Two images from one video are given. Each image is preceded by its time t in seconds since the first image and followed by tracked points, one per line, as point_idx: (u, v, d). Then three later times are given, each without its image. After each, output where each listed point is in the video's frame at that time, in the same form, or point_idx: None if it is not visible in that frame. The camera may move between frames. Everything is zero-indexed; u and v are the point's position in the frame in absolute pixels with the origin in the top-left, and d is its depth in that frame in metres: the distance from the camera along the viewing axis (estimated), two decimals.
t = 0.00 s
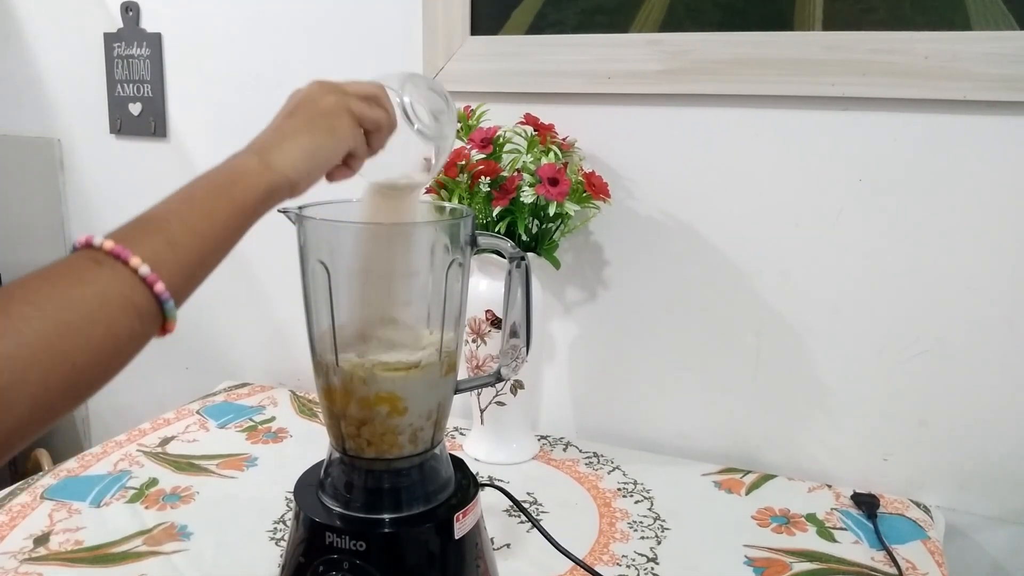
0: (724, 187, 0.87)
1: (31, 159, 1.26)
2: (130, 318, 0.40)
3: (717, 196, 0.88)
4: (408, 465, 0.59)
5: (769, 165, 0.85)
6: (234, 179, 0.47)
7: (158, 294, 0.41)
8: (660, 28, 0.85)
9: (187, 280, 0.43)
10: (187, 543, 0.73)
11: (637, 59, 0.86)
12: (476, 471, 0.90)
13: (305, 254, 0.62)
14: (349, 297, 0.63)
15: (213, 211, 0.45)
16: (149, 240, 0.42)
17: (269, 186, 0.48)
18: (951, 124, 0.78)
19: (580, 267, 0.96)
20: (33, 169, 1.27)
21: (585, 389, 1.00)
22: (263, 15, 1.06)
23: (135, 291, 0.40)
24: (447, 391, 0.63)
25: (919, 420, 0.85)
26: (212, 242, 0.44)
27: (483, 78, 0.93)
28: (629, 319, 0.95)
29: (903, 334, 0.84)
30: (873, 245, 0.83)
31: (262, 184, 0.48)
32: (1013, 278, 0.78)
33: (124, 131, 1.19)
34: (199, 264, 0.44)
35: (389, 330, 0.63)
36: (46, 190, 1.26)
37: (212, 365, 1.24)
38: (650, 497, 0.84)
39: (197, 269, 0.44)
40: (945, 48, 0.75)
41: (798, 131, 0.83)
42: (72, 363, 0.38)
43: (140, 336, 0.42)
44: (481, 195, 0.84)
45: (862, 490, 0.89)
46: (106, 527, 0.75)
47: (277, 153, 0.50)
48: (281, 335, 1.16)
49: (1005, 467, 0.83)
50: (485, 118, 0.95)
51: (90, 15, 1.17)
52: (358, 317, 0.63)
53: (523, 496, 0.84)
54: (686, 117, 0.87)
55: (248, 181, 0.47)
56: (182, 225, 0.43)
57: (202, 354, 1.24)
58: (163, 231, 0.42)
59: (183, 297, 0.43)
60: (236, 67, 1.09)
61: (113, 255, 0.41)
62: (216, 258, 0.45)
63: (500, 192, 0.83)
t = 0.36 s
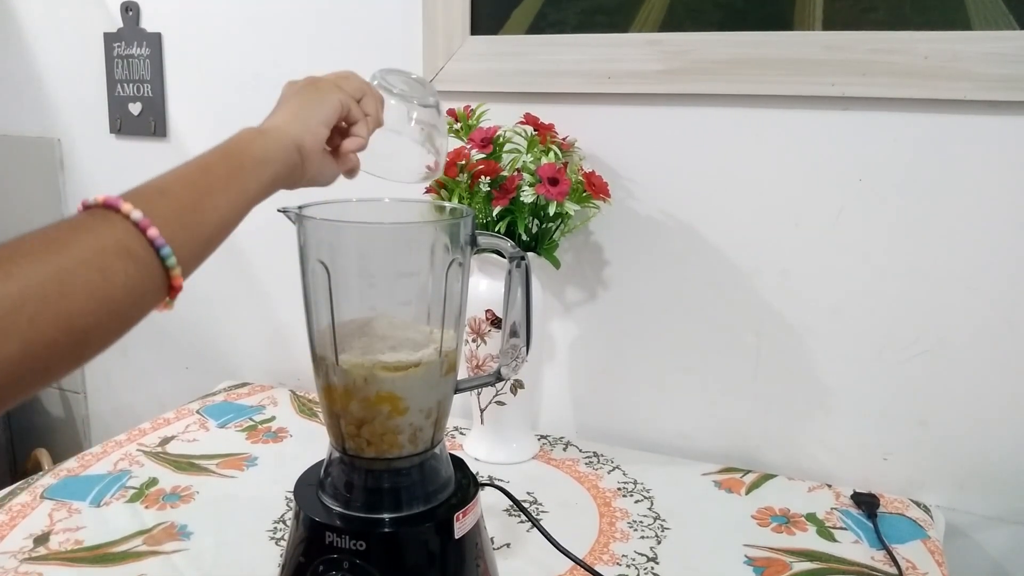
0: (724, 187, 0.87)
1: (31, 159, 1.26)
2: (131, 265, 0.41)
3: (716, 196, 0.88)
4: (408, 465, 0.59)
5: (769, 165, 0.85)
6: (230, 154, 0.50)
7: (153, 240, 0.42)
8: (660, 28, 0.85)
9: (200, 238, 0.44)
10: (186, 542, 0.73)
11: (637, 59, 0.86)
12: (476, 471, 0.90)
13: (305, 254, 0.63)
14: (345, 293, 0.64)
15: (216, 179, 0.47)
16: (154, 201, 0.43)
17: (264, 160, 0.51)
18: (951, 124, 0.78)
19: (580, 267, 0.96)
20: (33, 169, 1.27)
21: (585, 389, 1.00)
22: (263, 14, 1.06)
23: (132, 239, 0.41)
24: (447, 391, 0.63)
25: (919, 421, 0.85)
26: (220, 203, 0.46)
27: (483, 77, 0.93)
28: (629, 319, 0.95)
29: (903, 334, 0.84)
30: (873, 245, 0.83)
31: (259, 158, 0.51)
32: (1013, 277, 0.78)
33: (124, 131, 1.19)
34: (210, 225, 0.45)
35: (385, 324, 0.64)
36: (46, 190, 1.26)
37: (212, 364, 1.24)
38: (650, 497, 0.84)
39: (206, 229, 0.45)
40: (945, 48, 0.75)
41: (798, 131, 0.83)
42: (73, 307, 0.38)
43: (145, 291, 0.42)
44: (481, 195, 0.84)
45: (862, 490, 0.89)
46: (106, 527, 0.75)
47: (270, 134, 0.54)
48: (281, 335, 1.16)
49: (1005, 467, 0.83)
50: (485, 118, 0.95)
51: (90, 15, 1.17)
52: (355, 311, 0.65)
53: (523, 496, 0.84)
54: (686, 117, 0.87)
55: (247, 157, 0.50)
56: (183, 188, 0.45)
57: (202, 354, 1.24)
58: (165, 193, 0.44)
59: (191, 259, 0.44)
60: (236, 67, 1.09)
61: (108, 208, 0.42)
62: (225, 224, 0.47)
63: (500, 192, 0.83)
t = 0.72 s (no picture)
0: (724, 188, 0.87)
1: (31, 159, 1.26)
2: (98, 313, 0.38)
3: (716, 196, 0.88)
4: (408, 465, 0.59)
5: (770, 165, 0.85)
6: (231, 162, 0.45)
7: (122, 317, 0.38)
8: (660, 28, 0.85)
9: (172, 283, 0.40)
10: (187, 542, 0.73)
11: (637, 59, 0.86)
12: (476, 471, 0.90)
13: (305, 253, 0.63)
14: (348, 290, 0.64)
15: (213, 207, 0.42)
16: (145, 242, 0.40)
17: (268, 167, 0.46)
18: (951, 124, 0.78)
19: (580, 267, 0.96)
20: (33, 169, 1.27)
21: (585, 389, 1.00)
22: (263, 14, 1.06)
23: (101, 315, 0.37)
24: (447, 391, 0.63)
25: (919, 421, 0.85)
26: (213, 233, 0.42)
27: (483, 77, 0.93)
28: (629, 320, 0.95)
29: (903, 334, 0.84)
30: (873, 245, 0.83)
31: (269, 166, 0.45)
32: (1013, 277, 0.78)
33: (124, 131, 1.19)
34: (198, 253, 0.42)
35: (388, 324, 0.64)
36: (46, 190, 1.27)
37: (211, 364, 1.24)
38: (650, 497, 0.84)
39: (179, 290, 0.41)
40: (945, 48, 0.75)
41: (798, 131, 0.83)
42: (24, 380, 0.35)
43: (106, 356, 0.39)
44: (480, 195, 0.84)
45: (862, 490, 0.89)
46: (106, 527, 0.75)
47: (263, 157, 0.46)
48: (281, 335, 1.16)
49: (1005, 467, 0.83)
50: (485, 118, 0.95)
51: (90, 15, 1.17)
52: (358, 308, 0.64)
53: (524, 496, 0.84)
54: (686, 117, 0.87)
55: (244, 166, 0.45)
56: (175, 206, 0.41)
57: (202, 354, 1.24)
58: (158, 223, 0.40)
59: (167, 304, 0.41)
60: (236, 67, 1.09)
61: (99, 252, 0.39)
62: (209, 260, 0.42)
63: (500, 192, 0.83)
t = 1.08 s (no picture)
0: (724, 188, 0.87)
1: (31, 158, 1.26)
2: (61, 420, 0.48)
3: (716, 196, 0.88)
4: (408, 465, 0.59)
5: (769, 165, 0.85)
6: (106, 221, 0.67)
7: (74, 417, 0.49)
8: (660, 28, 0.85)
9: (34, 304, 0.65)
10: (187, 542, 0.73)
11: (637, 59, 0.86)
12: (476, 471, 0.90)
13: (305, 253, 0.63)
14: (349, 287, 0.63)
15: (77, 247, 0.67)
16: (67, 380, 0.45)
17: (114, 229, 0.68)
18: (951, 123, 0.78)
19: (580, 267, 0.96)
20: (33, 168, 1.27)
21: (585, 389, 1.00)
22: (263, 14, 1.06)
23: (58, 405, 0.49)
24: (447, 391, 0.63)
25: (919, 421, 0.85)
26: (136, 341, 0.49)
27: (483, 77, 0.93)
28: (629, 320, 0.95)
29: (903, 334, 0.84)
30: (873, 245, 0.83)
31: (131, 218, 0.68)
32: (1013, 278, 0.78)
33: (124, 131, 1.19)
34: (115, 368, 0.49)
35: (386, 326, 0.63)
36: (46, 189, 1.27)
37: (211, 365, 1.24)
38: (650, 497, 0.84)
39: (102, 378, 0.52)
40: (945, 48, 0.75)
41: (797, 131, 0.83)
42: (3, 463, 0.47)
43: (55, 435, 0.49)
44: (480, 195, 0.84)
45: (862, 490, 0.89)
46: (106, 527, 0.75)
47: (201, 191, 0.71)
48: (280, 335, 1.16)
49: (1004, 467, 0.83)
50: (485, 118, 0.95)
51: (90, 15, 1.17)
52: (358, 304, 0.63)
53: (523, 496, 0.84)
54: (686, 117, 0.87)
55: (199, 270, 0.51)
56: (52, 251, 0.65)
57: (201, 355, 1.24)
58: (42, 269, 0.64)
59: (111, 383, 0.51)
60: (235, 67, 1.09)
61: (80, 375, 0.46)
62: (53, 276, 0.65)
63: (500, 192, 0.83)
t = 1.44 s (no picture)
0: (724, 188, 0.87)
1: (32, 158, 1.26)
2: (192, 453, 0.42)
3: (716, 196, 0.88)
4: (408, 466, 0.59)
5: (769, 165, 0.85)
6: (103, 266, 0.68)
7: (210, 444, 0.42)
8: (660, 28, 0.85)
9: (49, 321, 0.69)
10: (187, 543, 0.73)
11: (637, 59, 0.86)
12: (476, 472, 0.90)
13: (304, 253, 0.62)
14: (309, 268, 0.42)
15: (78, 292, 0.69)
16: (156, 470, 0.41)
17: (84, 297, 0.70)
18: (951, 124, 0.78)
19: (580, 268, 0.96)
20: (33, 169, 1.27)
21: (585, 389, 1.00)
22: (263, 15, 1.06)
23: (191, 436, 0.41)
24: (446, 392, 0.63)
25: (919, 421, 0.85)
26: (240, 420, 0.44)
27: (484, 78, 0.93)
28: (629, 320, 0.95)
29: (903, 334, 0.84)
30: (873, 246, 0.83)
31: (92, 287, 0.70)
32: (1013, 278, 0.78)
33: (124, 131, 1.19)
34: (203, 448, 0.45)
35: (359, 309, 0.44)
36: (46, 189, 1.27)
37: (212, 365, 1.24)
38: (650, 497, 0.84)
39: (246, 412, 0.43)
40: (945, 48, 0.75)
41: (797, 132, 0.83)
42: (128, 510, 0.40)
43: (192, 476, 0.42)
44: (481, 195, 0.85)
45: (862, 491, 0.89)
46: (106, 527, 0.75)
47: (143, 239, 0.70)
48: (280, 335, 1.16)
49: (1005, 467, 0.83)
50: (485, 118, 0.95)
51: (90, 16, 1.17)
52: (324, 292, 0.42)
53: (523, 496, 0.84)
54: (686, 117, 0.87)
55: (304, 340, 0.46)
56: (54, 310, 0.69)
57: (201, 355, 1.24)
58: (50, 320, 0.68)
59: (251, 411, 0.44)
60: (235, 67, 1.09)
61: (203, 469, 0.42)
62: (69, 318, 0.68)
63: (500, 192, 0.83)
